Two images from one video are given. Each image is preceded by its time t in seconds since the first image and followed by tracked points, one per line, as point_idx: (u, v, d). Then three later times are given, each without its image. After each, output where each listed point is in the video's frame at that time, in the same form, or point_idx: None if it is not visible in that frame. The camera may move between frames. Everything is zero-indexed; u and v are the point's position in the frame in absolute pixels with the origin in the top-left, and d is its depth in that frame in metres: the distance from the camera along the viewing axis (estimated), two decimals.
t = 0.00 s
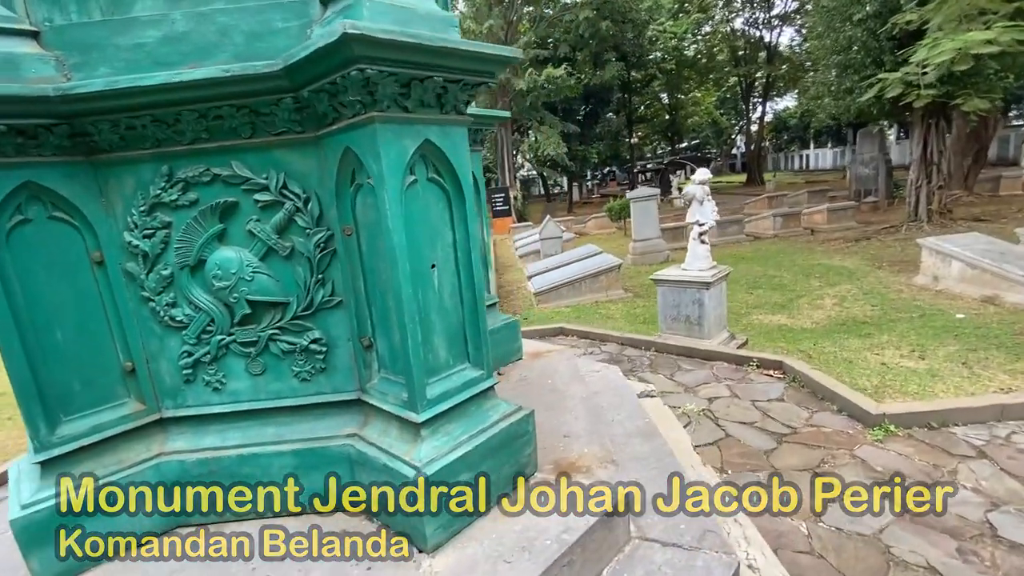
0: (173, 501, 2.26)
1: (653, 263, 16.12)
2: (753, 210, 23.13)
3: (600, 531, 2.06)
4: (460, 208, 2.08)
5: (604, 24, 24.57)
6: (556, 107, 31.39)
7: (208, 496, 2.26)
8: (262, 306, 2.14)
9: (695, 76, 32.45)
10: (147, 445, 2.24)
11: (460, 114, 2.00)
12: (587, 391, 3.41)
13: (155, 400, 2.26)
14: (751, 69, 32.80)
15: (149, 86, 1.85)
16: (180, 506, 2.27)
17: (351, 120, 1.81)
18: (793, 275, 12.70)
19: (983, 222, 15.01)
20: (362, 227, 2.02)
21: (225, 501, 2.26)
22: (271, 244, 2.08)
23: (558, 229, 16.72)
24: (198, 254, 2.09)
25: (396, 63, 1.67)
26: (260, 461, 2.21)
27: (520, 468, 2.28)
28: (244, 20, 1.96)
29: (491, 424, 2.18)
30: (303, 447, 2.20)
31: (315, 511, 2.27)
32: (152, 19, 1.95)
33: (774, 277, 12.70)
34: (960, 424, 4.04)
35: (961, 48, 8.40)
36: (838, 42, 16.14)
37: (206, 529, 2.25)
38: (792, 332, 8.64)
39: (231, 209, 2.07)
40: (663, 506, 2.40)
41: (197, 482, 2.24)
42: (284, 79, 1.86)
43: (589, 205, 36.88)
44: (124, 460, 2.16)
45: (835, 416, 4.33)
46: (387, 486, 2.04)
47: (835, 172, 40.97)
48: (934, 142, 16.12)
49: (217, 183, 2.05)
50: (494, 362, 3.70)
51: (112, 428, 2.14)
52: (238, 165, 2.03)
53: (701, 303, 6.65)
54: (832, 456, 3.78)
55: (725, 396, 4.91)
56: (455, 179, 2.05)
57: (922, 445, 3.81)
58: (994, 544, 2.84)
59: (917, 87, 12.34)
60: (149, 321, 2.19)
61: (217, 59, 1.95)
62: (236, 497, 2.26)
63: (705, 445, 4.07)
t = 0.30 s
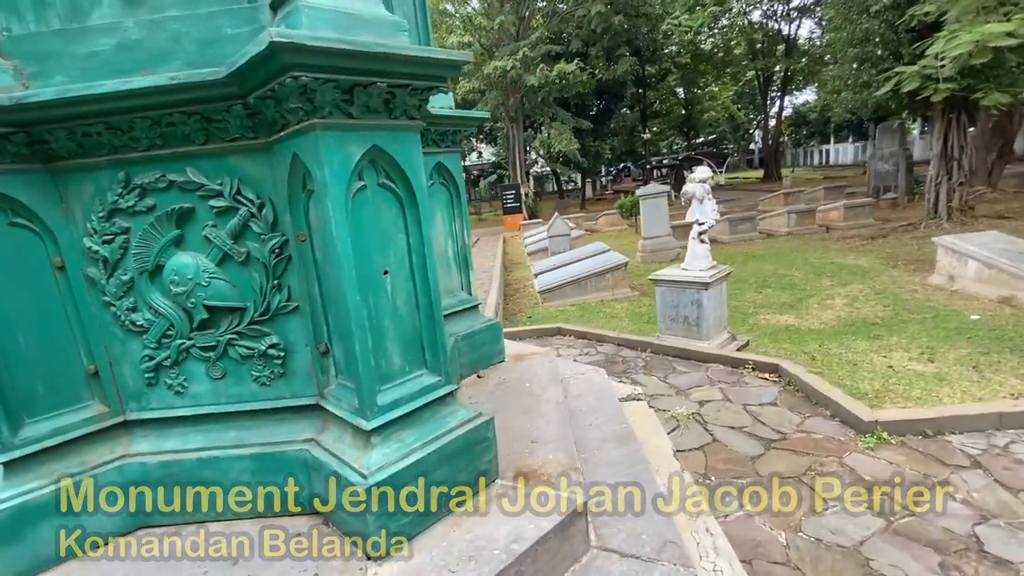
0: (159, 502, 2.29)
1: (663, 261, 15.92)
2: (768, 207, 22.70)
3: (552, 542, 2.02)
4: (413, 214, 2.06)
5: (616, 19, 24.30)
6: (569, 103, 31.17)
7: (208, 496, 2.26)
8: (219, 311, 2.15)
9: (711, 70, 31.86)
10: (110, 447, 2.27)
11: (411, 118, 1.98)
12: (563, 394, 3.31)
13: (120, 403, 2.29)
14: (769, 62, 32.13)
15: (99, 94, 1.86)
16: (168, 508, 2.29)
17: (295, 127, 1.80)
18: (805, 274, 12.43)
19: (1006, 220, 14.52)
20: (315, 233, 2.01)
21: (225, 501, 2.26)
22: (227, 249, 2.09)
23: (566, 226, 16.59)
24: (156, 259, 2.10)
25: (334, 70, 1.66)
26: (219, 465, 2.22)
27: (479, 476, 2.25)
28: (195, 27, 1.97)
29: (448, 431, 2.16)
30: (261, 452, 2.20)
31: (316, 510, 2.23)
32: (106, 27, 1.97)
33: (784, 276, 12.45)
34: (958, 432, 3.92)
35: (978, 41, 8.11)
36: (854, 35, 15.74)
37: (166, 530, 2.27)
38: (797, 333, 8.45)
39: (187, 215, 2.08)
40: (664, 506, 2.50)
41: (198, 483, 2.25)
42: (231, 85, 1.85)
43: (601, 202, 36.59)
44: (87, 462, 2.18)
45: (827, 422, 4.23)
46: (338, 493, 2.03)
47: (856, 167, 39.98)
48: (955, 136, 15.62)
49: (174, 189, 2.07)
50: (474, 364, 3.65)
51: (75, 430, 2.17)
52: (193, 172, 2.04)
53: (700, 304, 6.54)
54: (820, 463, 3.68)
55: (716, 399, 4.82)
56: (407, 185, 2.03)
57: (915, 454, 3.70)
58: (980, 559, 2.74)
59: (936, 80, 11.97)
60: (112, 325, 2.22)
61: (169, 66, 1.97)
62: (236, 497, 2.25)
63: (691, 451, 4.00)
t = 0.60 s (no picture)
0: (151, 501, 2.31)
1: (679, 260, 15.67)
2: (790, 204, 22.13)
3: (521, 549, 1.98)
4: (383, 217, 2.05)
5: (635, 13, 23.95)
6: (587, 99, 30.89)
7: (200, 495, 2.28)
8: (195, 312, 2.17)
9: (734, 64, 31.13)
10: (93, 444, 2.31)
11: (379, 120, 1.97)
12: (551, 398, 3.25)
13: (102, 401, 2.34)
14: (795, 55, 31.27)
15: (72, 99, 1.89)
16: (163, 507, 2.30)
17: (260, 129, 1.80)
18: (825, 274, 12.08)
19: None
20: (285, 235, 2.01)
21: (219, 500, 2.27)
22: (201, 252, 2.10)
23: (580, 223, 16.42)
24: (133, 261, 2.13)
25: (293, 73, 1.65)
26: (195, 464, 2.24)
27: (452, 481, 2.22)
28: (167, 30, 1.99)
29: (419, 435, 2.14)
30: (235, 453, 2.22)
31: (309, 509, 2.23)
32: (81, 32, 2.01)
33: (803, 275, 12.12)
34: (969, 443, 3.75)
35: (1010, 32, 7.73)
36: (882, 26, 15.20)
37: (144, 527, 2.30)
38: (812, 334, 8.22)
39: (162, 217, 2.10)
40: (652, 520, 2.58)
41: (185, 482, 2.27)
42: (198, 89, 1.85)
43: (620, 199, 36.17)
44: (69, 459, 2.22)
45: (831, 430, 4.10)
46: (307, 495, 2.02)
47: (886, 163, 38.68)
48: (988, 131, 14.98)
49: (150, 192, 2.09)
50: (466, 364, 3.62)
51: (57, 428, 2.22)
52: (166, 175, 2.06)
53: (708, 305, 6.40)
54: (819, 473, 3.56)
55: (718, 404, 4.71)
56: (376, 188, 2.01)
57: (921, 465, 3.56)
58: None
59: (966, 73, 11.47)
60: (93, 325, 2.26)
61: (142, 70, 2.00)
62: (229, 496, 2.26)
63: (687, 456, 3.91)
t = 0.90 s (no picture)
0: (132, 497, 2.26)
1: (701, 256, 15.27)
2: (821, 199, 21.34)
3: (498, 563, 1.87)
4: (359, 210, 1.95)
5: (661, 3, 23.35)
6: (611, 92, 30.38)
7: (180, 494, 2.22)
8: (174, 308, 2.12)
9: (765, 54, 30.10)
10: (77, 438, 2.27)
11: (355, 107, 1.87)
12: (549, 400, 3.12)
13: (87, 395, 2.30)
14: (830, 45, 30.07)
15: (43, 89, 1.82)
16: (145, 503, 2.26)
17: (227, 118, 1.71)
18: (855, 272, 11.57)
19: None
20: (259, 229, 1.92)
21: (198, 499, 2.21)
22: (178, 245, 2.04)
23: (600, 218, 16.12)
24: (111, 254, 2.08)
25: (255, 58, 1.55)
26: (173, 462, 2.20)
27: (432, 488, 2.13)
28: (142, 18, 1.91)
29: (397, 440, 2.05)
30: (213, 452, 2.17)
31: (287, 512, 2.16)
32: (59, 21, 1.93)
33: (832, 273, 11.64)
34: (1005, 458, 3.47)
35: None
36: (923, 12, 14.44)
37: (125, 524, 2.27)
38: (839, 335, 7.85)
39: (139, 210, 2.05)
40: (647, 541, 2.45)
41: (165, 480, 2.22)
42: (168, 76, 1.77)
43: (644, 193, 35.54)
44: (52, 453, 2.18)
45: (852, 439, 3.86)
46: (279, 499, 1.95)
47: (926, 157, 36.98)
48: None
49: (127, 184, 2.03)
50: (464, 363, 3.52)
51: (41, 421, 2.18)
52: (142, 166, 2.00)
53: (725, 304, 6.16)
54: (836, 486, 3.35)
55: (731, 408, 4.52)
56: (352, 180, 1.92)
57: (950, 481, 3.31)
58: None
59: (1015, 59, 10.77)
60: (76, 319, 2.22)
61: (117, 58, 1.92)
62: (208, 496, 2.20)
63: (695, 463, 3.75)
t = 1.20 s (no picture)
0: (120, 508, 2.21)
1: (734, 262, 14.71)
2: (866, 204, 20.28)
3: None
4: (339, 219, 1.86)
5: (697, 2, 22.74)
6: (644, 93, 29.81)
7: (166, 507, 2.16)
8: (159, 317, 2.06)
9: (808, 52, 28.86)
10: (69, 445, 2.22)
11: (335, 111, 1.77)
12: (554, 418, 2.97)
13: (79, 402, 2.26)
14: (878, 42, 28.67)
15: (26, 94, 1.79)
16: (132, 515, 2.20)
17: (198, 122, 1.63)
18: (901, 282, 10.87)
19: None
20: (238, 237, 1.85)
21: (183, 513, 2.14)
22: (161, 255, 1.98)
23: (629, 222, 15.72)
24: (98, 262, 2.04)
25: (219, 58, 1.47)
26: (158, 475, 2.14)
27: (415, 514, 2.01)
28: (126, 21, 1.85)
29: (378, 463, 1.94)
30: (195, 466, 2.10)
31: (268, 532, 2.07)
32: (46, 27, 1.90)
33: (875, 283, 10.97)
34: None
35: None
36: (981, 4, 13.52)
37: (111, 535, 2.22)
38: (881, 349, 7.34)
39: (124, 217, 2.00)
40: None
41: (151, 492, 2.16)
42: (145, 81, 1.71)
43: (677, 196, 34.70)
44: (44, 459, 2.15)
45: (889, 469, 3.54)
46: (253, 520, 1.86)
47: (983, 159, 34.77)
48: None
49: (112, 191, 1.98)
50: (468, 375, 3.39)
51: (33, 428, 2.14)
52: (126, 173, 1.95)
53: (753, 315, 5.84)
54: (870, 521, 3.06)
55: (756, 428, 4.23)
56: (331, 187, 1.82)
57: (1002, 522, 2.97)
58: None
59: None
60: (68, 327, 2.19)
61: (101, 63, 1.87)
62: (192, 510, 2.13)
63: (714, 488, 3.50)
